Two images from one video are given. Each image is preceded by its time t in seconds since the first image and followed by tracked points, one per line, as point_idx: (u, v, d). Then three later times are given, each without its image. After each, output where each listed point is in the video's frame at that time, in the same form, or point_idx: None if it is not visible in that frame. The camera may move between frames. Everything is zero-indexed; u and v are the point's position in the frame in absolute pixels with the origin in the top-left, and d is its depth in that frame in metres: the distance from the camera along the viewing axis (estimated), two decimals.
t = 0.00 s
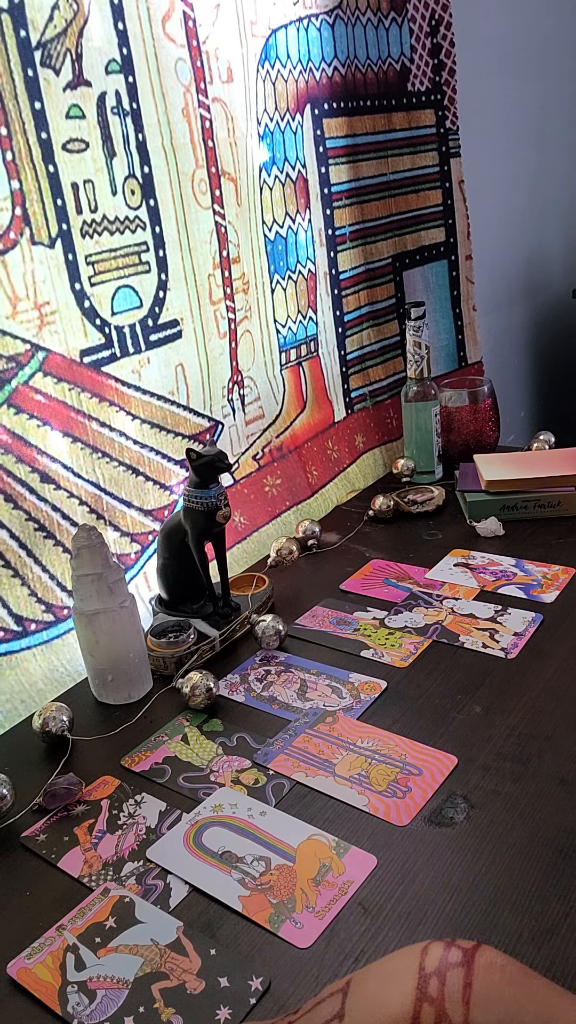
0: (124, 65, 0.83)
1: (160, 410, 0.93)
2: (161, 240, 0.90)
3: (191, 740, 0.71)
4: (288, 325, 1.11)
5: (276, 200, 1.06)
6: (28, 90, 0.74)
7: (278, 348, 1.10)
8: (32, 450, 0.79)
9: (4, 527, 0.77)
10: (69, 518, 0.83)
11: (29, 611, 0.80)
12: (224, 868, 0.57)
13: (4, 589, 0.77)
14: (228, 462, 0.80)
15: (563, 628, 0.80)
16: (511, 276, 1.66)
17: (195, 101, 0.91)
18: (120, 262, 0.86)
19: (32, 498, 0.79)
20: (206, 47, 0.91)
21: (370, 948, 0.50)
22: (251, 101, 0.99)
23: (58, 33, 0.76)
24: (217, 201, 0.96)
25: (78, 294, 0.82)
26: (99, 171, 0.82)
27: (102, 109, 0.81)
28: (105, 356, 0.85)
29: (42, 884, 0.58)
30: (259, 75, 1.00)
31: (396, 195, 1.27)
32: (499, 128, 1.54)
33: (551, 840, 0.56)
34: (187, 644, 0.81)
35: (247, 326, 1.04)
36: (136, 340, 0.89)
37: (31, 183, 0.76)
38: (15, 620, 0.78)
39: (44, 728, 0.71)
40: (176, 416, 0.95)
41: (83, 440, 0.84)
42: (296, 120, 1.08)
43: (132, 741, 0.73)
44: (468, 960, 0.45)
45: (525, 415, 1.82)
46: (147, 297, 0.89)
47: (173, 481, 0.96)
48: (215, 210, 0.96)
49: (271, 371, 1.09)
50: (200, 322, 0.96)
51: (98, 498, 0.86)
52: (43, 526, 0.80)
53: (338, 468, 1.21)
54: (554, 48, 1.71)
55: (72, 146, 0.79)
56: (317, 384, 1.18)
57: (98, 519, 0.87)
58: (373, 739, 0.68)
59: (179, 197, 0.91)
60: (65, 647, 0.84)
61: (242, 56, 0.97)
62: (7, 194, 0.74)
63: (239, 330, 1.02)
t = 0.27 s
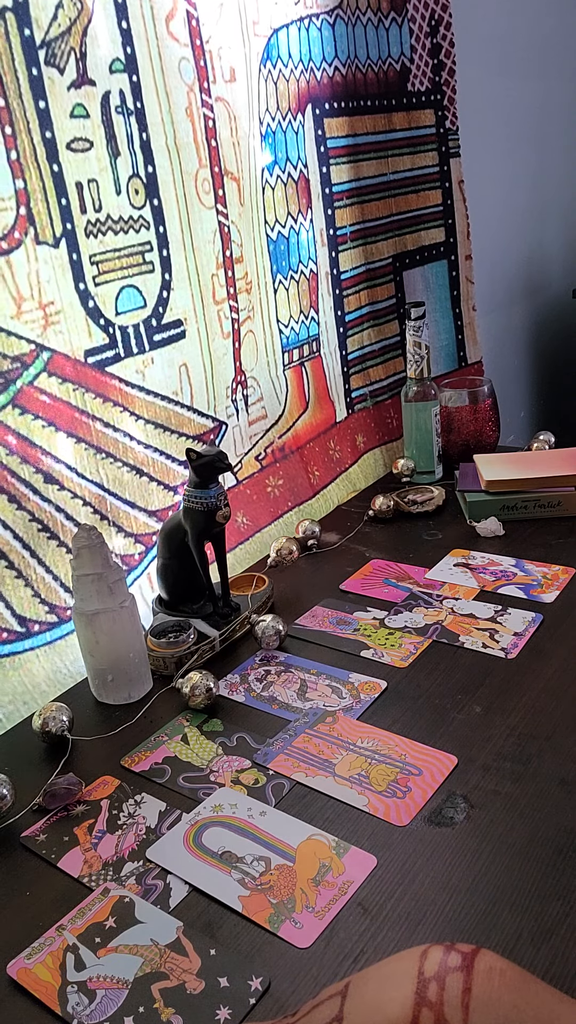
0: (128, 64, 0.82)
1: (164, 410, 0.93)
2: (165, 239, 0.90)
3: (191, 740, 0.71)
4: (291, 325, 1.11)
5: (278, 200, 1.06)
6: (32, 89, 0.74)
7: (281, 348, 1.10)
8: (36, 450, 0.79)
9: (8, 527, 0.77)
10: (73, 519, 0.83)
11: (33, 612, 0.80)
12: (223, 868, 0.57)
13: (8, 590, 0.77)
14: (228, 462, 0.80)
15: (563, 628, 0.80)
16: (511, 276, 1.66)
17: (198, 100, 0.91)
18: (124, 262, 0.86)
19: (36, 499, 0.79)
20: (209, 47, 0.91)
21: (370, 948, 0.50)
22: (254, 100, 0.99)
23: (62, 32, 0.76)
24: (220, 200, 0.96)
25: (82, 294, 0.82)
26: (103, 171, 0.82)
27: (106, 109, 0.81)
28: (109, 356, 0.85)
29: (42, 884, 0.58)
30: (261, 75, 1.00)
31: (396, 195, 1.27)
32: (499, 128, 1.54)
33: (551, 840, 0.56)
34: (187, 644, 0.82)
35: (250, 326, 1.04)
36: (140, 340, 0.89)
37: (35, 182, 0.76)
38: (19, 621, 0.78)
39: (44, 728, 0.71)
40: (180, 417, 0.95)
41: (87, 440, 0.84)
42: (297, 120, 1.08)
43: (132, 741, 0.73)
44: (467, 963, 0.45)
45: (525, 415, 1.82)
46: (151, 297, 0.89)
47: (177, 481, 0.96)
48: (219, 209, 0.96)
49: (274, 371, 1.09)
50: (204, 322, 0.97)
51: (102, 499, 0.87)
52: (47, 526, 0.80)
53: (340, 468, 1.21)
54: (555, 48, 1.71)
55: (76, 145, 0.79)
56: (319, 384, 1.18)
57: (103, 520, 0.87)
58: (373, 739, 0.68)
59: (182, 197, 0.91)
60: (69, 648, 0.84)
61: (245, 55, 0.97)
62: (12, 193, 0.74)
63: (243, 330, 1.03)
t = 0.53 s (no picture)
0: (132, 63, 0.82)
1: (169, 411, 0.93)
2: (169, 239, 0.90)
3: (191, 740, 0.71)
4: (294, 325, 1.11)
5: (281, 200, 1.06)
6: (36, 88, 0.74)
7: (285, 348, 1.10)
8: (41, 451, 0.79)
9: (12, 528, 0.77)
10: (77, 520, 0.84)
11: (37, 614, 0.80)
12: (223, 868, 0.57)
13: (12, 591, 0.77)
14: (228, 462, 0.80)
15: (563, 629, 0.80)
16: (511, 276, 1.66)
17: (202, 99, 0.91)
18: (128, 261, 0.86)
19: (40, 499, 0.79)
20: (213, 46, 0.91)
21: (370, 948, 0.50)
22: (257, 100, 0.99)
23: (66, 31, 0.76)
24: (224, 200, 0.97)
25: (87, 293, 0.82)
26: (107, 170, 0.82)
27: (110, 108, 0.81)
28: (113, 356, 0.85)
29: (42, 884, 0.58)
30: (264, 74, 1.00)
31: (397, 195, 1.27)
32: (499, 128, 1.54)
33: (551, 840, 0.56)
34: (187, 644, 0.81)
35: (254, 326, 1.04)
36: (145, 340, 0.89)
37: (40, 181, 0.76)
38: (23, 622, 0.78)
39: (44, 728, 0.71)
40: (185, 417, 0.95)
41: (91, 441, 0.84)
42: (299, 120, 1.08)
43: (132, 741, 0.73)
44: (468, 963, 0.45)
45: (525, 415, 1.82)
46: (155, 297, 0.89)
47: (182, 482, 0.96)
48: (223, 209, 0.97)
49: (277, 371, 1.09)
50: (208, 322, 0.97)
51: (106, 500, 0.87)
52: (51, 527, 0.81)
53: (341, 468, 1.22)
54: (555, 48, 1.71)
55: (80, 145, 0.79)
56: (322, 384, 1.17)
57: (106, 521, 0.87)
58: (373, 739, 0.68)
59: (186, 196, 0.91)
60: (73, 649, 0.84)
61: (248, 55, 0.97)
62: (16, 193, 0.74)
63: (247, 331, 1.03)
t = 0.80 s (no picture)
0: (136, 62, 0.82)
1: (174, 411, 0.93)
2: (174, 238, 0.90)
3: (191, 740, 0.71)
4: (298, 325, 1.11)
5: (284, 200, 1.06)
6: (41, 86, 0.74)
7: (289, 348, 1.10)
8: (47, 451, 0.79)
9: (18, 529, 0.77)
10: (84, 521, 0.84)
11: (45, 615, 0.80)
12: (223, 868, 0.57)
13: (19, 593, 0.77)
14: (228, 462, 0.80)
15: (563, 628, 0.80)
16: (512, 276, 1.66)
17: (206, 98, 0.91)
18: (133, 261, 0.86)
19: (46, 501, 0.79)
20: (216, 45, 0.91)
21: (370, 948, 0.50)
22: (260, 99, 0.99)
23: (70, 29, 0.76)
24: (228, 199, 0.97)
25: (92, 294, 0.82)
26: (112, 169, 0.82)
27: (115, 106, 0.81)
28: (119, 356, 0.86)
29: (42, 884, 0.58)
30: (267, 73, 1.00)
31: (397, 194, 1.27)
32: (500, 128, 1.54)
33: (551, 840, 0.56)
34: (187, 644, 0.82)
35: (258, 326, 1.04)
36: (150, 340, 0.89)
37: (44, 180, 0.76)
38: (30, 624, 0.79)
39: (44, 728, 0.71)
40: (190, 417, 0.96)
41: (97, 441, 0.85)
42: (301, 119, 1.08)
43: (132, 741, 0.73)
44: (478, 967, 0.45)
45: (525, 415, 1.82)
46: (161, 296, 0.90)
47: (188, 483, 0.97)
48: (227, 208, 0.97)
49: (282, 371, 1.09)
50: (213, 322, 0.97)
51: (113, 502, 0.87)
52: (58, 529, 0.81)
53: (342, 468, 1.22)
54: (556, 47, 1.71)
55: (85, 143, 0.79)
56: (325, 384, 1.18)
57: (113, 523, 0.88)
58: (373, 739, 0.68)
59: (191, 196, 0.91)
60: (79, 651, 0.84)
61: (251, 54, 0.97)
62: (21, 192, 0.74)
63: (251, 331, 1.03)
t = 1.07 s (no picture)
0: (141, 61, 0.82)
1: (180, 411, 0.94)
2: (179, 238, 0.90)
3: (191, 740, 0.71)
4: (303, 325, 1.12)
5: (288, 200, 1.07)
6: (45, 85, 0.74)
7: (295, 349, 1.10)
8: (53, 451, 0.79)
9: (26, 531, 0.77)
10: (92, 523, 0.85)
11: (55, 618, 0.81)
12: (223, 868, 0.57)
13: (29, 597, 0.78)
14: (227, 462, 0.80)
15: (563, 628, 0.80)
16: (511, 276, 1.66)
17: (210, 97, 0.92)
18: (139, 260, 0.86)
19: (53, 502, 0.80)
20: (220, 44, 0.91)
21: (370, 948, 0.50)
22: (264, 98, 1.00)
23: (75, 28, 0.76)
24: (233, 199, 0.97)
25: (97, 293, 0.82)
26: (117, 168, 0.82)
27: (119, 105, 0.81)
28: (124, 356, 0.86)
29: (42, 884, 0.58)
30: (271, 73, 1.00)
31: (397, 194, 1.26)
32: (500, 128, 1.54)
33: (550, 840, 0.56)
34: (187, 644, 0.81)
35: (264, 326, 1.04)
36: (155, 340, 0.89)
37: (49, 180, 0.75)
38: (41, 627, 0.80)
39: (44, 728, 0.71)
40: (196, 417, 0.96)
41: (103, 443, 0.85)
42: (305, 118, 1.08)
43: (132, 741, 0.73)
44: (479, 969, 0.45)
45: (525, 416, 1.82)
46: (166, 296, 0.90)
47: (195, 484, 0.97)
48: (231, 208, 0.97)
49: (287, 372, 1.10)
50: (218, 322, 0.97)
51: (120, 503, 0.88)
52: (65, 530, 0.81)
53: (344, 469, 1.22)
54: (557, 48, 1.71)
55: (90, 142, 0.79)
56: (329, 384, 1.18)
57: (120, 524, 0.88)
58: (373, 739, 0.68)
59: (195, 196, 0.91)
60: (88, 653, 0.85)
61: (255, 53, 0.97)
62: (26, 191, 0.74)
63: (257, 331, 1.03)
